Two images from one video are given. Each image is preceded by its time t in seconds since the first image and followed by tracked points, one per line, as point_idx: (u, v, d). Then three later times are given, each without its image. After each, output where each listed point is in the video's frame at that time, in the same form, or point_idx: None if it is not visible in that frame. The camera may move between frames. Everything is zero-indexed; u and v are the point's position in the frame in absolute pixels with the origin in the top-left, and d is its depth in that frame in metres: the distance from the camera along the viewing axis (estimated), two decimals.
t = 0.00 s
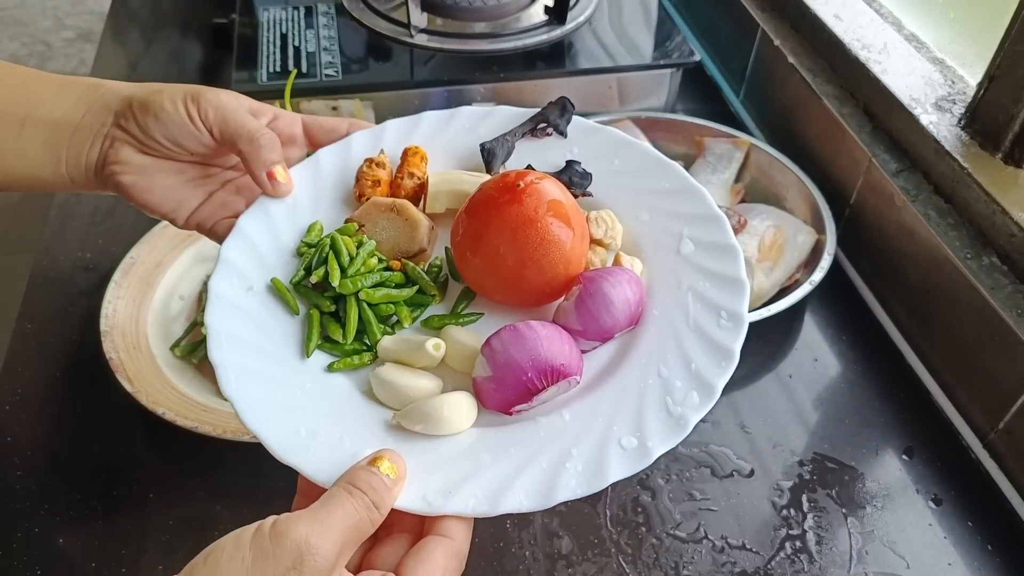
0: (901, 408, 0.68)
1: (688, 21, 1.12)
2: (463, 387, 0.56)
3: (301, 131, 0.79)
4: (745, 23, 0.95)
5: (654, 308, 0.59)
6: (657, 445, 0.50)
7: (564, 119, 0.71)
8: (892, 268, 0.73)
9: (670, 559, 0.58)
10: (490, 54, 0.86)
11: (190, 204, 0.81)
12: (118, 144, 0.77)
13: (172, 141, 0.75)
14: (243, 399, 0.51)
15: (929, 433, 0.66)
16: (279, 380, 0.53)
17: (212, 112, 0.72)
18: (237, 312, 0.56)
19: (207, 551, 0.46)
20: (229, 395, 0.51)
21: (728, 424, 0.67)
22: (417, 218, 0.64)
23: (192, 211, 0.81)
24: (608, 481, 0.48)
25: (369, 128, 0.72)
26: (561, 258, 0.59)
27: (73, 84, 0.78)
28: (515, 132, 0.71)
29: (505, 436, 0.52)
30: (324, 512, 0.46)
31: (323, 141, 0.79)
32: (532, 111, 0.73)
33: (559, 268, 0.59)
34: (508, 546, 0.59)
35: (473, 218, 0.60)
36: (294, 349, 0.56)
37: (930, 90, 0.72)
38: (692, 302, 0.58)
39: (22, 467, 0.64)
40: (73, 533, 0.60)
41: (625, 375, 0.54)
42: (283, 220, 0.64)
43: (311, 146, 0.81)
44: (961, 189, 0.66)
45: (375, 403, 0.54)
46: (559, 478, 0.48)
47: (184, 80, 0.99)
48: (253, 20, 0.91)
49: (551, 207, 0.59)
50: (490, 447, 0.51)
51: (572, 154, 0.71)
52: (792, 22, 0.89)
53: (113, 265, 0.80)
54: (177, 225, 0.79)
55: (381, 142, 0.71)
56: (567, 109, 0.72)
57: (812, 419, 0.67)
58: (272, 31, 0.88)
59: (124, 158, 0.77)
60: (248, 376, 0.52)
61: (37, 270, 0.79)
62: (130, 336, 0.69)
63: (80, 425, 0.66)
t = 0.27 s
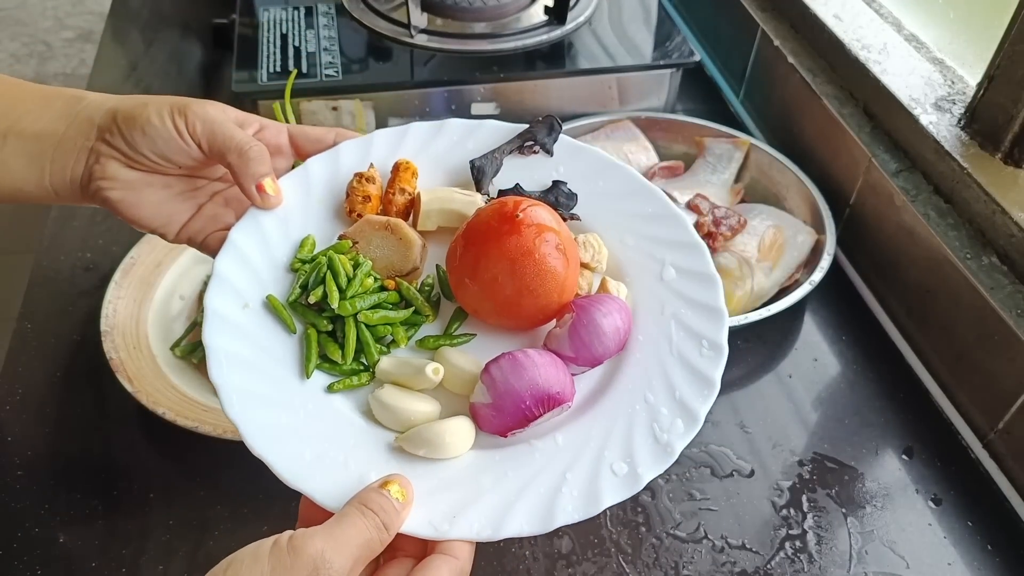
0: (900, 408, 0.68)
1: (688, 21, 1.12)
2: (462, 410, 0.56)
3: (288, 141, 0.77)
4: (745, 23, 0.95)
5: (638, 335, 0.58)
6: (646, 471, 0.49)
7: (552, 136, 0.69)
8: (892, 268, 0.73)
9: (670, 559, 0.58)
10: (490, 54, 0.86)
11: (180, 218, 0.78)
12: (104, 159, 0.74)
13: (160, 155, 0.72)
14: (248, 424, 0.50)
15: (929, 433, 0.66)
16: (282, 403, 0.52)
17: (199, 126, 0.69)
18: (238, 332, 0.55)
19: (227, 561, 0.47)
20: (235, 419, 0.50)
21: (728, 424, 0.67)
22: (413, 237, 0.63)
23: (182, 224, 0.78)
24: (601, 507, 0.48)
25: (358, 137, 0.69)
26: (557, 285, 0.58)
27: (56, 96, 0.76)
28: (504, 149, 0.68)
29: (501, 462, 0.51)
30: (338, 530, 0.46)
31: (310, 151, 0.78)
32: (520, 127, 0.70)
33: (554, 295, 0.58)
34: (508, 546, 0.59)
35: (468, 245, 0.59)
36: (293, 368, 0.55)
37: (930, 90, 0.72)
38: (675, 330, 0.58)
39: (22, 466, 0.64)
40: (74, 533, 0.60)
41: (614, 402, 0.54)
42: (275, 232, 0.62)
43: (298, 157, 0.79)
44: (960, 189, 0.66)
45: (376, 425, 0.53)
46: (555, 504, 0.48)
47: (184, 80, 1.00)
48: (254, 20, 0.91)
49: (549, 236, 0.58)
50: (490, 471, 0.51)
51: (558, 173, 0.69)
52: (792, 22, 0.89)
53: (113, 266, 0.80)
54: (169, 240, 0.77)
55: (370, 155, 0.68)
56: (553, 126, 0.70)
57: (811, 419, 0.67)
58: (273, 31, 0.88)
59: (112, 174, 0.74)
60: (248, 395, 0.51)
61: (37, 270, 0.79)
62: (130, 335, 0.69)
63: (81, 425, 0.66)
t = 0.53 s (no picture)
0: (901, 408, 0.68)
1: (688, 21, 1.12)
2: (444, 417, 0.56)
3: (272, 154, 0.77)
4: (745, 23, 0.95)
5: (617, 338, 0.58)
6: (623, 473, 0.50)
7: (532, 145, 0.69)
8: (891, 268, 0.73)
9: (670, 559, 0.58)
10: (490, 54, 0.86)
11: (167, 232, 0.76)
12: (91, 173, 0.72)
13: (147, 169, 0.71)
14: (232, 433, 0.50)
15: (929, 433, 0.66)
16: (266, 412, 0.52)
17: (186, 140, 0.68)
18: (222, 343, 0.55)
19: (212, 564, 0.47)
20: (218, 429, 0.50)
21: (728, 424, 0.67)
22: (394, 246, 0.62)
23: (169, 238, 0.76)
24: (579, 509, 0.48)
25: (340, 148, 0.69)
26: (535, 293, 0.58)
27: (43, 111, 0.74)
28: (484, 157, 0.68)
29: (482, 467, 0.52)
30: (320, 534, 0.46)
31: (293, 161, 0.78)
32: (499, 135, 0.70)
33: (532, 301, 0.58)
34: (509, 546, 0.59)
35: (448, 253, 0.59)
36: (276, 379, 0.55)
37: (930, 90, 0.72)
38: (653, 333, 0.58)
39: (23, 467, 0.64)
40: (74, 533, 0.60)
41: (592, 405, 0.54)
42: (261, 245, 0.62)
43: (282, 167, 0.79)
44: (960, 189, 0.66)
45: (358, 432, 0.53)
46: (533, 508, 0.48)
47: (185, 81, 1.00)
48: (254, 20, 0.91)
49: (526, 244, 0.58)
50: (471, 476, 0.51)
51: (538, 179, 0.69)
52: (792, 22, 0.89)
53: (113, 266, 0.80)
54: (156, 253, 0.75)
55: (353, 167, 0.68)
56: (532, 133, 0.70)
57: (811, 419, 0.67)
58: (273, 32, 0.88)
59: (99, 188, 0.73)
60: (230, 402, 0.51)
61: (37, 270, 0.79)
62: (130, 335, 0.69)
63: (81, 426, 0.66)
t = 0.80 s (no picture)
0: (901, 408, 0.68)
1: (688, 21, 1.12)
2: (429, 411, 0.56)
3: (260, 156, 0.77)
4: (745, 23, 0.95)
5: (601, 327, 0.59)
6: (605, 461, 0.50)
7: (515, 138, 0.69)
8: (891, 269, 0.73)
9: (670, 559, 0.58)
10: (490, 54, 0.86)
11: (158, 237, 0.76)
12: (80, 179, 0.72)
13: (136, 174, 0.71)
14: (219, 432, 0.50)
15: (929, 433, 0.66)
16: (253, 412, 0.52)
17: (174, 144, 0.68)
18: (210, 344, 0.55)
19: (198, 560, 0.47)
20: (207, 428, 0.50)
21: (728, 423, 0.67)
22: (378, 246, 0.62)
23: (160, 244, 0.76)
24: (561, 497, 0.48)
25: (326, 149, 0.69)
26: (515, 285, 0.58)
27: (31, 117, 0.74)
28: (467, 152, 0.68)
29: (467, 458, 0.52)
30: (307, 528, 0.46)
31: (281, 164, 0.78)
32: (482, 130, 0.70)
33: (513, 293, 0.58)
34: (509, 545, 0.59)
35: (428, 249, 0.59)
36: (264, 378, 0.55)
37: (930, 90, 0.72)
38: (636, 321, 0.58)
39: (23, 467, 0.64)
40: (74, 533, 0.60)
41: (576, 394, 0.55)
42: (248, 248, 0.62)
43: (269, 170, 0.79)
44: (960, 189, 0.66)
45: (344, 427, 0.53)
46: (516, 496, 0.49)
47: (185, 81, 1.00)
48: (254, 20, 0.91)
49: (504, 238, 0.58)
50: (455, 467, 0.51)
51: (523, 172, 0.69)
52: (792, 22, 0.89)
53: (113, 265, 0.80)
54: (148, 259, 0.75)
55: (338, 166, 0.68)
56: (514, 127, 0.69)
57: (811, 419, 0.67)
58: (273, 32, 0.88)
59: (90, 194, 0.72)
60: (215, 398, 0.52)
61: (37, 270, 0.78)
62: (130, 335, 0.69)
63: (81, 426, 0.66)
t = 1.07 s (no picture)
0: (900, 408, 0.68)
1: (687, 22, 1.12)
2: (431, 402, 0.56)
3: (258, 154, 0.77)
4: (745, 24, 0.95)
5: (596, 318, 0.59)
6: (603, 447, 0.50)
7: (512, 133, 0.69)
8: (891, 269, 0.73)
9: (669, 559, 0.58)
10: (490, 54, 0.86)
11: (159, 236, 0.77)
12: (82, 178, 0.72)
13: (137, 173, 0.71)
14: (223, 422, 0.50)
15: (928, 433, 0.66)
16: (256, 404, 0.52)
17: (175, 144, 0.68)
18: (212, 338, 0.55)
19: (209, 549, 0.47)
20: (212, 419, 0.50)
21: (727, 423, 0.67)
22: (377, 241, 0.62)
23: (161, 243, 0.77)
24: (559, 483, 0.48)
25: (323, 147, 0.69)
26: (512, 278, 0.58)
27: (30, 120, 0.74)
28: (464, 148, 0.68)
29: (467, 446, 0.52)
30: (315, 515, 0.46)
31: (279, 161, 0.77)
32: (478, 126, 0.70)
33: (510, 286, 0.58)
34: (509, 545, 0.60)
35: (425, 243, 0.59)
36: (267, 370, 0.55)
37: (929, 90, 0.72)
38: (630, 314, 0.58)
39: (23, 466, 0.64)
40: (74, 533, 0.60)
41: (571, 384, 0.55)
42: (248, 244, 0.61)
43: (267, 167, 0.79)
44: (960, 189, 0.66)
45: (346, 418, 0.54)
46: (515, 483, 0.49)
47: (186, 81, 1.00)
48: (254, 21, 0.91)
49: (501, 232, 0.58)
50: (456, 454, 0.51)
51: (518, 168, 0.69)
52: (792, 22, 0.89)
53: (114, 266, 0.80)
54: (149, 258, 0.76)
55: (336, 163, 0.68)
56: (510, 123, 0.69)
57: (811, 419, 0.67)
58: (273, 32, 0.88)
59: (91, 193, 0.73)
60: (219, 386, 0.52)
61: (37, 270, 0.79)
62: (131, 335, 0.69)
63: (82, 425, 0.66)
